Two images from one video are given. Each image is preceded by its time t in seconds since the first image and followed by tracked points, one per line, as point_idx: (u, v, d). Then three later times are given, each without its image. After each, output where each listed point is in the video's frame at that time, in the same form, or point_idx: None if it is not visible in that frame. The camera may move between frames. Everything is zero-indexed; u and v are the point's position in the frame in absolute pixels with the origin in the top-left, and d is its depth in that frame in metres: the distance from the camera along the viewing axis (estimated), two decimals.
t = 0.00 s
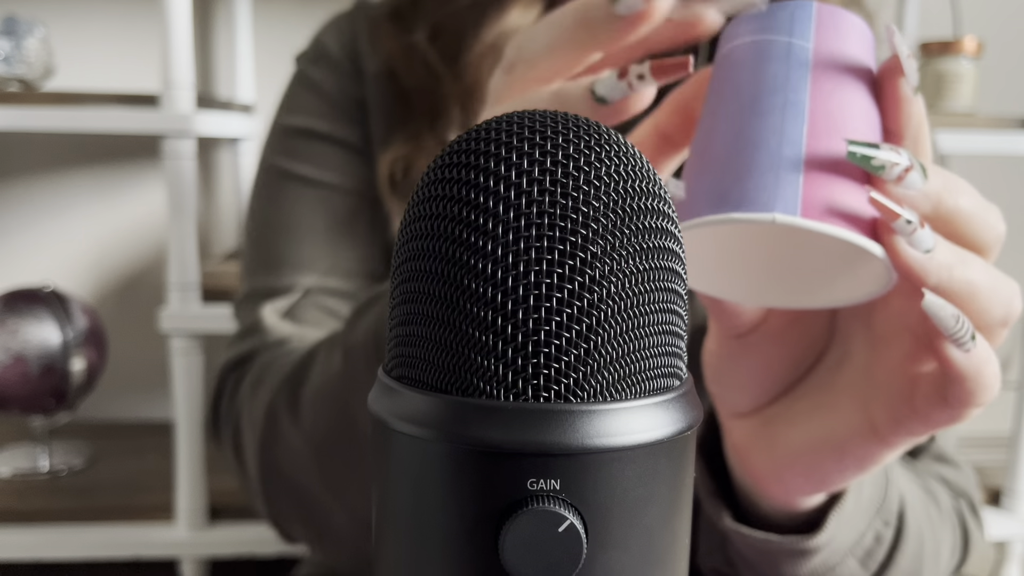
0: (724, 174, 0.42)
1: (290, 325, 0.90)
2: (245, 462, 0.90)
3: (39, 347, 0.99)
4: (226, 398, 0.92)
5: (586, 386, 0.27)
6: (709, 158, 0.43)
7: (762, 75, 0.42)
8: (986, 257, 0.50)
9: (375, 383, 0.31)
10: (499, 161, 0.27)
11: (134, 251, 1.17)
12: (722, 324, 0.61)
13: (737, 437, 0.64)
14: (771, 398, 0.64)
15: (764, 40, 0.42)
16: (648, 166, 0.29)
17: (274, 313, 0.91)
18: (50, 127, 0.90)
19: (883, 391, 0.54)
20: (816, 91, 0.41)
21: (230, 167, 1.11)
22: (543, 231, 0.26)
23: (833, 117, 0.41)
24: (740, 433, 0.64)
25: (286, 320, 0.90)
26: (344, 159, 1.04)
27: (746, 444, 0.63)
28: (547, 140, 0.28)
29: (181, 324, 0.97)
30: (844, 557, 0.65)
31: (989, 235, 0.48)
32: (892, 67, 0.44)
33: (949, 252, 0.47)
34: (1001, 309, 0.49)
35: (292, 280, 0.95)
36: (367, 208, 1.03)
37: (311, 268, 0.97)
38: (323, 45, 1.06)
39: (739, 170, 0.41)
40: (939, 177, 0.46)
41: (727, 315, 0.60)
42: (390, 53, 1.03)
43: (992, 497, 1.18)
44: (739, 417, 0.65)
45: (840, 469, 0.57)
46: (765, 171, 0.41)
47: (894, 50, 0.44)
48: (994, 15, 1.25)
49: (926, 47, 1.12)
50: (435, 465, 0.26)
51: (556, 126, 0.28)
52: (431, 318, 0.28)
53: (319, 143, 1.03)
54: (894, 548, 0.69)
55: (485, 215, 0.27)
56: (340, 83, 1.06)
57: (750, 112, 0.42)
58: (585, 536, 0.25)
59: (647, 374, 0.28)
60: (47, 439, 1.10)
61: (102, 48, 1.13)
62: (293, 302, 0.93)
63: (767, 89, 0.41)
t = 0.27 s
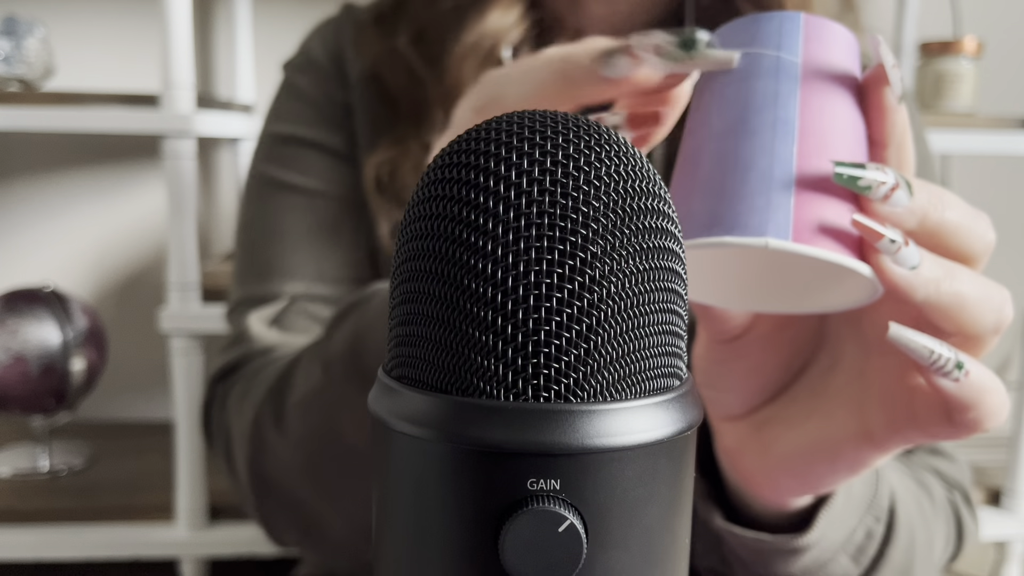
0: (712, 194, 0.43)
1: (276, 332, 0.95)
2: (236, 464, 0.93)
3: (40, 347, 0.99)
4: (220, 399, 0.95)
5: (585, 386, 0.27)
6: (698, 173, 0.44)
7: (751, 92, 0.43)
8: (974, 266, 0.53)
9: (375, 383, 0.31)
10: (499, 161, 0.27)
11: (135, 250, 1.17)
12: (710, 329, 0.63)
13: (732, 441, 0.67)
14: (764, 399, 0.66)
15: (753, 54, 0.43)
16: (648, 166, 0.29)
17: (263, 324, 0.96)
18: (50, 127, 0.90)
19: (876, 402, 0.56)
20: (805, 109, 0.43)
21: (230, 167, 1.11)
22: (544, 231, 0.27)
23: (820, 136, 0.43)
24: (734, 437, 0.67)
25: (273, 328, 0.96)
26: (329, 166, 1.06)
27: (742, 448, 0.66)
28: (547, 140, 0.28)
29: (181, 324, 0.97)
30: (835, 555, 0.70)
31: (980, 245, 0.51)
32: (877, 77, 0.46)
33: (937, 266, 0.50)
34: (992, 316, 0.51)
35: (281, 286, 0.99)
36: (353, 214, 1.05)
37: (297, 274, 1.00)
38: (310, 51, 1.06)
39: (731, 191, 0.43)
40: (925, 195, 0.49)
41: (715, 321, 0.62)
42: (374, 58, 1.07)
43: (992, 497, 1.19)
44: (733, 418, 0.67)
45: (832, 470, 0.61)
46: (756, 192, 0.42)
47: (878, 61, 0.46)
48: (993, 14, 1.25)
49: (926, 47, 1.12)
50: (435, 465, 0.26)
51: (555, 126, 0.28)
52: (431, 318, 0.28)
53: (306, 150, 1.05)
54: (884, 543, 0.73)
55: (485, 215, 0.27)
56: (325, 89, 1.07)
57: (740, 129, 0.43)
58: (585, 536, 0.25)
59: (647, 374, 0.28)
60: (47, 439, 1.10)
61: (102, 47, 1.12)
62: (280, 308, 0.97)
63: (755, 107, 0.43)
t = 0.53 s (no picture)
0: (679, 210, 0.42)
1: (264, 337, 0.87)
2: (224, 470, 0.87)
3: (39, 347, 0.99)
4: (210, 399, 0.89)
5: (585, 386, 0.27)
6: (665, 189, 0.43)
7: (717, 103, 0.42)
8: (946, 267, 0.50)
9: (375, 383, 0.31)
10: (499, 161, 0.27)
11: (134, 250, 1.17)
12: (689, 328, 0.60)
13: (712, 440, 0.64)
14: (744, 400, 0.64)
15: (719, 63, 0.42)
16: (648, 166, 0.29)
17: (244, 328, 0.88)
18: (49, 127, 0.90)
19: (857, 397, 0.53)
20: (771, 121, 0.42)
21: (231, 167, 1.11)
22: (544, 231, 0.27)
23: (786, 148, 0.42)
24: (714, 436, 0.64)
25: (259, 333, 0.87)
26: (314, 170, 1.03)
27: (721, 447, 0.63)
28: (547, 140, 0.28)
29: (181, 324, 0.97)
30: (823, 548, 0.66)
31: (950, 246, 0.49)
32: (845, 76, 0.46)
33: (906, 270, 0.47)
34: (967, 314, 0.48)
35: (267, 292, 0.92)
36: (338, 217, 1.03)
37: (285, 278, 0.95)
38: (298, 60, 1.08)
39: (698, 205, 0.42)
40: (892, 199, 0.47)
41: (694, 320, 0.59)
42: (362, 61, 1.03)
43: (992, 497, 1.18)
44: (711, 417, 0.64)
45: (812, 469, 0.58)
46: (725, 207, 0.41)
47: (848, 59, 0.46)
48: (992, 15, 1.25)
49: (927, 47, 1.13)
50: (435, 465, 0.26)
51: (556, 126, 0.28)
52: (431, 318, 0.28)
53: (294, 155, 1.02)
54: (873, 535, 0.70)
55: (485, 215, 0.27)
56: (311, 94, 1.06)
57: (707, 141, 0.42)
58: (585, 536, 0.25)
59: (647, 374, 0.28)
60: (47, 440, 1.10)
61: (102, 48, 1.13)
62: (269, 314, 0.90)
63: (722, 117, 0.42)
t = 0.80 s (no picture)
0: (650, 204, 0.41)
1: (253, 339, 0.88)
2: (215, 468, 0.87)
3: (39, 347, 0.99)
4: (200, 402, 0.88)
5: (585, 386, 0.27)
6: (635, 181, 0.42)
7: (685, 94, 0.41)
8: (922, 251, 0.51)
9: (375, 383, 0.31)
10: (499, 161, 0.27)
11: (135, 249, 1.18)
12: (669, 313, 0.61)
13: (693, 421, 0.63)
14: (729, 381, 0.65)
15: (688, 52, 0.41)
16: (648, 166, 0.29)
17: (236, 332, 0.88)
18: (49, 127, 0.90)
19: (835, 380, 0.54)
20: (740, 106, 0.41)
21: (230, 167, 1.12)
22: (543, 231, 0.27)
23: (755, 134, 0.41)
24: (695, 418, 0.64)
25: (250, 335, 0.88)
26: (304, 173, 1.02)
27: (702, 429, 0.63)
28: (547, 140, 0.28)
29: (180, 323, 0.97)
30: (809, 535, 0.66)
31: (926, 230, 0.49)
32: (810, 64, 0.45)
33: (875, 256, 0.47)
34: (940, 297, 0.49)
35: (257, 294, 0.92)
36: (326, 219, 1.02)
37: (275, 280, 0.95)
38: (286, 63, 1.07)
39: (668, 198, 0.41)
40: (859, 187, 0.47)
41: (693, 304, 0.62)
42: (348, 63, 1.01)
43: (992, 496, 1.18)
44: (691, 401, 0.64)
45: (794, 455, 0.58)
46: (695, 200, 0.41)
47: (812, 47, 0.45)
48: (992, 14, 1.25)
49: (927, 47, 1.13)
50: (434, 465, 0.26)
51: (556, 126, 0.28)
52: (431, 318, 0.28)
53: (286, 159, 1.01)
54: (859, 521, 0.70)
55: (485, 215, 0.27)
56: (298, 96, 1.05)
57: (675, 133, 0.41)
58: (585, 536, 0.25)
59: (647, 374, 0.28)
60: (47, 439, 1.10)
61: (102, 48, 1.13)
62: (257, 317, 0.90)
63: (691, 109, 0.41)
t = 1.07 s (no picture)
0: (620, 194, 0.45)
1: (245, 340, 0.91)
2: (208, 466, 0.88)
3: (39, 347, 0.98)
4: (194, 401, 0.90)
5: (586, 386, 0.27)
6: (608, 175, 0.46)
7: (651, 86, 0.44)
8: (890, 237, 0.55)
9: (375, 383, 0.31)
10: (499, 161, 0.27)
11: (135, 249, 1.17)
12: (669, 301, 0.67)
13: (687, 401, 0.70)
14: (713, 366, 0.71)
15: (651, 44, 0.44)
16: (648, 166, 0.29)
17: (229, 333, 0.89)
18: (50, 127, 0.90)
19: (813, 367, 0.61)
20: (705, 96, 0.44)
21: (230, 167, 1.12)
22: (543, 231, 0.27)
23: (722, 125, 0.44)
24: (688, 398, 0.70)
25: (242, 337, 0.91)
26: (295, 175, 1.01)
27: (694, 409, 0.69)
28: (547, 140, 0.28)
29: (179, 324, 0.97)
30: (791, 524, 0.73)
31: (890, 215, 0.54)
32: (773, 52, 0.48)
33: (840, 244, 0.51)
34: (908, 283, 0.53)
35: (250, 297, 0.95)
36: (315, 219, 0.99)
37: (267, 283, 0.96)
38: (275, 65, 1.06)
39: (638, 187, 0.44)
40: (824, 176, 0.51)
41: (715, 301, 0.70)
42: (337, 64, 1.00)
43: (992, 497, 1.18)
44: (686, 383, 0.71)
45: (772, 440, 0.64)
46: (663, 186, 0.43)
47: (775, 37, 0.48)
48: (992, 14, 1.25)
49: (927, 47, 1.13)
50: (433, 465, 0.26)
51: (556, 126, 0.28)
52: (431, 318, 0.28)
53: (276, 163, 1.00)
54: (840, 509, 0.76)
55: (485, 215, 0.27)
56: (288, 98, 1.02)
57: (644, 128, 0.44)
58: (585, 536, 0.25)
59: (647, 375, 0.28)
60: (47, 439, 1.10)
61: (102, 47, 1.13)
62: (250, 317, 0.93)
63: (657, 101, 0.44)
